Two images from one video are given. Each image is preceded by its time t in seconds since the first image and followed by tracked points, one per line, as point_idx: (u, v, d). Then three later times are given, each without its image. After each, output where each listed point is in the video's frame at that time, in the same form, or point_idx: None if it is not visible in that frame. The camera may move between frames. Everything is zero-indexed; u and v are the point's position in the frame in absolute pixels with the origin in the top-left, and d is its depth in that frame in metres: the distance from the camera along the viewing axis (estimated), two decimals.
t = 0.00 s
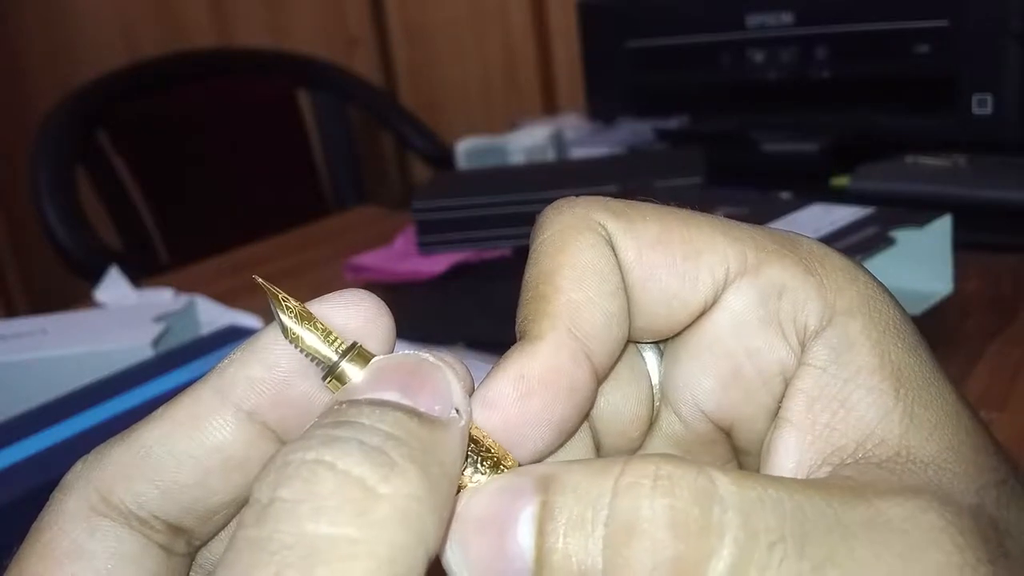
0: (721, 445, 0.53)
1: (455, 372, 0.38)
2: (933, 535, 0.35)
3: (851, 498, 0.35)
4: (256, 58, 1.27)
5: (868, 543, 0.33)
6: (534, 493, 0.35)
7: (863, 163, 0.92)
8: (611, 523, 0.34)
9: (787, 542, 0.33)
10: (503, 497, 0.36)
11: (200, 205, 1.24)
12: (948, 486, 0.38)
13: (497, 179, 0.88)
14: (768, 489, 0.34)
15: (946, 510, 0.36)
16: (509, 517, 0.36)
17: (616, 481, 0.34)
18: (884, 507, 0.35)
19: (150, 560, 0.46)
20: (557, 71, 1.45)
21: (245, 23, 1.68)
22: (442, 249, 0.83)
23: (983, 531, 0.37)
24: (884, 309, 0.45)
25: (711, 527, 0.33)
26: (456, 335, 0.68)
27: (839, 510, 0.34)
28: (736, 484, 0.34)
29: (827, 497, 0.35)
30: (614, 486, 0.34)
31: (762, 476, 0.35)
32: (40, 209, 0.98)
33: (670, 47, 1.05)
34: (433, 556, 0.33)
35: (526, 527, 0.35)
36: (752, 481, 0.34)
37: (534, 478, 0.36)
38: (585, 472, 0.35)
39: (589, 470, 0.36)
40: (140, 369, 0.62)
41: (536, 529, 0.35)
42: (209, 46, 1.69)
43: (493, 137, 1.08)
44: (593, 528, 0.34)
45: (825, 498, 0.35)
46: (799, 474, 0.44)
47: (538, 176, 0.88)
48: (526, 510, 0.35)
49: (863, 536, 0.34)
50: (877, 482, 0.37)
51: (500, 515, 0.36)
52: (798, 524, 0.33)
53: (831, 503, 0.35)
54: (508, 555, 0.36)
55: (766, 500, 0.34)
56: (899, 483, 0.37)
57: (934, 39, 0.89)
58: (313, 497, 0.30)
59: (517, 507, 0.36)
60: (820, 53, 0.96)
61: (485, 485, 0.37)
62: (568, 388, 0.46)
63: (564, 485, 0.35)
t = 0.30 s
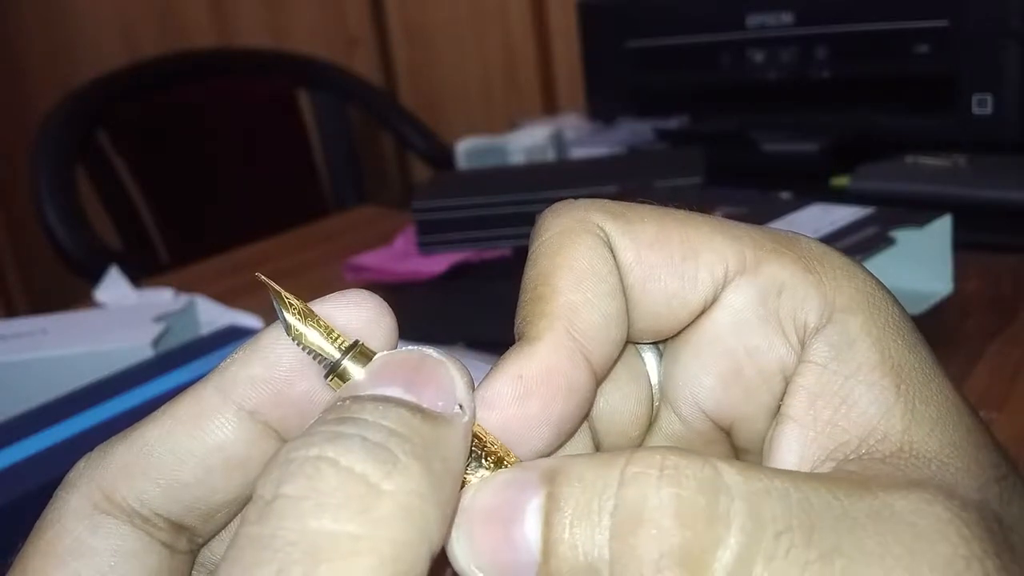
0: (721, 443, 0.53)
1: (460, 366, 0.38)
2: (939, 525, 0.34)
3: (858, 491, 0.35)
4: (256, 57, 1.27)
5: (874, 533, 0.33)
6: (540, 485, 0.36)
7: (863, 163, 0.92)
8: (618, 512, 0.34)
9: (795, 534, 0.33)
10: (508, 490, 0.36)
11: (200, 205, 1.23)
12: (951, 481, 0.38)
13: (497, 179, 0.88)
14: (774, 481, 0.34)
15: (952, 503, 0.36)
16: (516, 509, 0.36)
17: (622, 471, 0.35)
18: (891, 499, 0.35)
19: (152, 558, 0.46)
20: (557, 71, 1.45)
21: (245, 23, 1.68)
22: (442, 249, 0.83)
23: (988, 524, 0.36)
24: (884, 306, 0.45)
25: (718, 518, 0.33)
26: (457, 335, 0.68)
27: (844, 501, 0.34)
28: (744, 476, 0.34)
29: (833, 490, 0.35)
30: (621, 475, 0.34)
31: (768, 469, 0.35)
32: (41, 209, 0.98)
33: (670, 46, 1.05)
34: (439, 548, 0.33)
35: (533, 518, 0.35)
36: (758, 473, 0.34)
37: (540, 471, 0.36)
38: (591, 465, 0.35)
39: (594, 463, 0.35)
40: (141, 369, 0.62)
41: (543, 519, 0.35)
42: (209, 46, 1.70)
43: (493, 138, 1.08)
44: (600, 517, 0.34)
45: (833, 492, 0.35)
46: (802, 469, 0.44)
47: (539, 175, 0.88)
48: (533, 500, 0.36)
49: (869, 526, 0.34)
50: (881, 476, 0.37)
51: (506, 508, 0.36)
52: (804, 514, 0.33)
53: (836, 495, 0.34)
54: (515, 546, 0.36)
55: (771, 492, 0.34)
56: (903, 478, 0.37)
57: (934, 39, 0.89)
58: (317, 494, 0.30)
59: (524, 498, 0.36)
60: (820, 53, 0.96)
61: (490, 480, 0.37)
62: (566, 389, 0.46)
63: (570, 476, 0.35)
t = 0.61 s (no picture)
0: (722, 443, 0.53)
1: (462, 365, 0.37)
2: (943, 522, 0.34)
3: (861, 487, 0.35)
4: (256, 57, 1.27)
5: (877, 527, 0.33)
6: (543, 478, 0.36)
7: (863, 163, 0.92)
8: (623, 502, 0.34)
9: (799, 525, 0.33)
10: (511, 484, 0.36)
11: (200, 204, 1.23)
12: (954, 479, 0.38)
13: (498, 178, 0.88)
14: (778, 475, 0.34)
15: (955, 501, 0.36)
16: (519, 503, 0.36)
17: (626, 463, 0.35)
18: (895, 495, 0.35)
19: (150, 558, 0.46)
20: (557, 71, 1.45)
21: (245, 23, 1.68)
22: (442, 249, 0.83)
23: (990, 523, 0.36)
24: (884, 305, 0.45)
25: (722, 505, 0.33)
26: (457, 335, 0.68)
27: (848, 495, 0.34)
28: (748, 469, 0.34)
29: (837, 486, 0.35)
30: (625, 468, 0.34)
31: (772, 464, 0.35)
32: (41, 209, 0.98)
33: (670, 46, 1.05)
34: (443, 542, 0.33)
35: (537, 512, 0.35)
36: (762, 466, 0.34)
37: (544, 464, 0.36)
38: (593, 461, 0.35)
39: (598, 459, 0.35)
40: (140, 369, 0.62)
41: (547, 511, 0.35)
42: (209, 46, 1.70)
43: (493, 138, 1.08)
44: (603, 509, 0.34)
45: (836, 487, 0.35)
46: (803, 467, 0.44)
47: (539, 175, 0.88)
48: (536, 493, 0.35)
49: (872, 519, 0.34)
50: (884, 475, 0.37)
51: (509, 500, 0.36)
52: (809, 507, 0.33)
53: (840, 490, 0.34)
54: (521, 539, 0.36)
55: (774, 484, 0.34)
56: (907, 476, 0.37)
57: (934, 39, 0.89)
58: (320, 494, 0.30)
59: (527, 491, 0.36)
60: (820, 53, 0.96)
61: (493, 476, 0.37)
62: (564, 391, 0.46)
63: (574, 470, 0.35)
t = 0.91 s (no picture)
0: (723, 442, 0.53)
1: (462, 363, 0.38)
2: (942, 518, 0.35)
3: (861, 482, 0.35)
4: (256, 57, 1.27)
5: (876, 522, 0.34)
6: (544, 471, 0.36)
7: (863, 164, 0.93)
8: (624, 495, 0.34)
9: (799, 518, 0.33)
10: (511, 477, 0.37)
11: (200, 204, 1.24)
12: (955, 478, 0.38)
13: (498, 178, 0.88)
14: (779, 470, 0.34)
15: (955, 498, 0.36)
16: (520, 496, 0.36)
17: (627, 457, 0.35)
18: (894, 491, 0.35)
19: (149, 555, 0.46)
20: (557, 71, 1.45)
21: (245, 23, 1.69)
22: (442, 249, 0.83)
23: (990, 521, 0.37)
24: (889, 305, 0.45)
25: (721, 501, 0.33)
26: (458, 334, 0.69)
27: (847, 491, 0.35)
28: (747, 464, 0.34)
29: (836, 481, 0.35)
30: (626, 462, 0.34)
31: (771, 459, 0.35)
32: (41, 209, 0.98)
33: (670, 47, 1.05)
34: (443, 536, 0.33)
35: (538, 504, 0.35)
36: (762, 462, 0.35)
37: (545, 459, 0.36)
38: (594, 456, 0.36)
39: (598, 454, 0.36)
40: (140, 369, 0.62)
41: (547, 504, 0.35)
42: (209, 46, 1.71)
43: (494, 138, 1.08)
44: (604, 503, 0.34)
45: (836, 482, 0.35)
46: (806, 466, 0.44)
47: (539, 176, 0.88)
48: (536, 486, 0.35)
49: (869, 514, 0.34)
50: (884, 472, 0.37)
51: (510, 493, 0.36)
52: (808, 502, 0.34)
53: (840, 487, 0.35)
54: (521, 531, 0.36)
55: (775, 479, 0.34)
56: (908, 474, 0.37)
57: (934, 39, 0.89)
58: (321, 492, 0.30)
59: (528, 484, 0.36)
60: (820, 54, 0.97)
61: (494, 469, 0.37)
62: (563, 393, 0.46)
63: (575, 464, 0.35)
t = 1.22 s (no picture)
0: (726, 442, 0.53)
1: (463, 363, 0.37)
2: (947, 516, 0.34)
3: (867, 481, 0.35)
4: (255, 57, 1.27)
5: (884, 521, 0.33)
6: (548, 470, 0.35)
7: (863, 163, 0.92)
8: (630, 492, 0.33)
9: (806, 517, 0.33)
10: (516, 476, 0.36)
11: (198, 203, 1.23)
12: (963, 477, 0.37)
13: (497, 178, 0.88)
14: (785, 468, 0.34)
15: (962, 497, 0.35)
16: (523, 494, 0.35)
17: (632, 455, 0.34)
18: (902, 489, 0.35)
19: (145, 558, 0.45)
20: (557, 71, 1.45)
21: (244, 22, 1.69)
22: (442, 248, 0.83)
23: (997, 520, 0.36)
24: (894, 305, 0.45)
25: (728, 496, 0.33)
26: (457, 334, 0.68)
27: (854, 490, 0.34)
28: (753, 463, 0.34)
29: (840, 478, 0.34)
30: (631, 459, 0.34)
31: (775, 459, 0.34)
32: (39, 208, 0.97)
33: (670, 45, 1.05)
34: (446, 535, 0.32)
35: (541, 502, 0.35)
36: (768, 461, 0.34)
37: (549, 456, 0.36)
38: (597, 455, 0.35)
39: (601, 453, 0.35)
40: (138, 370, 0.61)
41: (551, 502, 0.34)
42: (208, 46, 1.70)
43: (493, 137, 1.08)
44: (609, 500, 0.34)
45: (841, 480, 0.34)
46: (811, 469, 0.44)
47: (539, 175, 0.87)
48: (540, 485, 0.35)
49: (877, 513, 0.33)
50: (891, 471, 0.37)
51: (514, 492, 0.35)
52: (814, 501, 0.33)
53: (847, 486, 0.34)
54: (523, 530, 0.35)
55: (781, 478, 0.33)
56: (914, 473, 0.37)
57: (935, 38, 0.89)
58: (322, 493, 0.30)
59: (531, 483, 0.35)
60: (821, 52, 0.96)
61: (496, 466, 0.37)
62: (564, 395, 0.45)
63: (578, 462, 0.35)
